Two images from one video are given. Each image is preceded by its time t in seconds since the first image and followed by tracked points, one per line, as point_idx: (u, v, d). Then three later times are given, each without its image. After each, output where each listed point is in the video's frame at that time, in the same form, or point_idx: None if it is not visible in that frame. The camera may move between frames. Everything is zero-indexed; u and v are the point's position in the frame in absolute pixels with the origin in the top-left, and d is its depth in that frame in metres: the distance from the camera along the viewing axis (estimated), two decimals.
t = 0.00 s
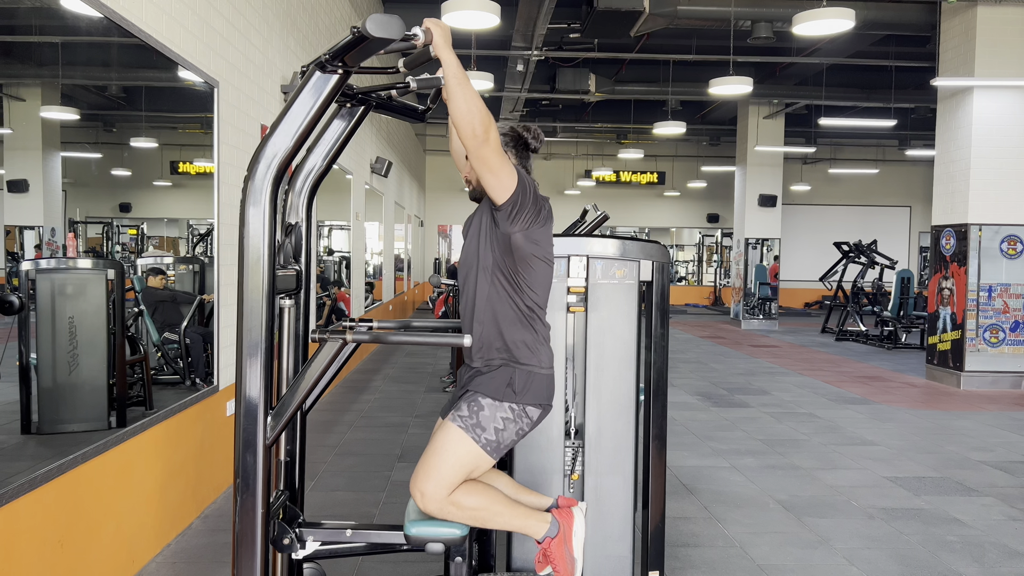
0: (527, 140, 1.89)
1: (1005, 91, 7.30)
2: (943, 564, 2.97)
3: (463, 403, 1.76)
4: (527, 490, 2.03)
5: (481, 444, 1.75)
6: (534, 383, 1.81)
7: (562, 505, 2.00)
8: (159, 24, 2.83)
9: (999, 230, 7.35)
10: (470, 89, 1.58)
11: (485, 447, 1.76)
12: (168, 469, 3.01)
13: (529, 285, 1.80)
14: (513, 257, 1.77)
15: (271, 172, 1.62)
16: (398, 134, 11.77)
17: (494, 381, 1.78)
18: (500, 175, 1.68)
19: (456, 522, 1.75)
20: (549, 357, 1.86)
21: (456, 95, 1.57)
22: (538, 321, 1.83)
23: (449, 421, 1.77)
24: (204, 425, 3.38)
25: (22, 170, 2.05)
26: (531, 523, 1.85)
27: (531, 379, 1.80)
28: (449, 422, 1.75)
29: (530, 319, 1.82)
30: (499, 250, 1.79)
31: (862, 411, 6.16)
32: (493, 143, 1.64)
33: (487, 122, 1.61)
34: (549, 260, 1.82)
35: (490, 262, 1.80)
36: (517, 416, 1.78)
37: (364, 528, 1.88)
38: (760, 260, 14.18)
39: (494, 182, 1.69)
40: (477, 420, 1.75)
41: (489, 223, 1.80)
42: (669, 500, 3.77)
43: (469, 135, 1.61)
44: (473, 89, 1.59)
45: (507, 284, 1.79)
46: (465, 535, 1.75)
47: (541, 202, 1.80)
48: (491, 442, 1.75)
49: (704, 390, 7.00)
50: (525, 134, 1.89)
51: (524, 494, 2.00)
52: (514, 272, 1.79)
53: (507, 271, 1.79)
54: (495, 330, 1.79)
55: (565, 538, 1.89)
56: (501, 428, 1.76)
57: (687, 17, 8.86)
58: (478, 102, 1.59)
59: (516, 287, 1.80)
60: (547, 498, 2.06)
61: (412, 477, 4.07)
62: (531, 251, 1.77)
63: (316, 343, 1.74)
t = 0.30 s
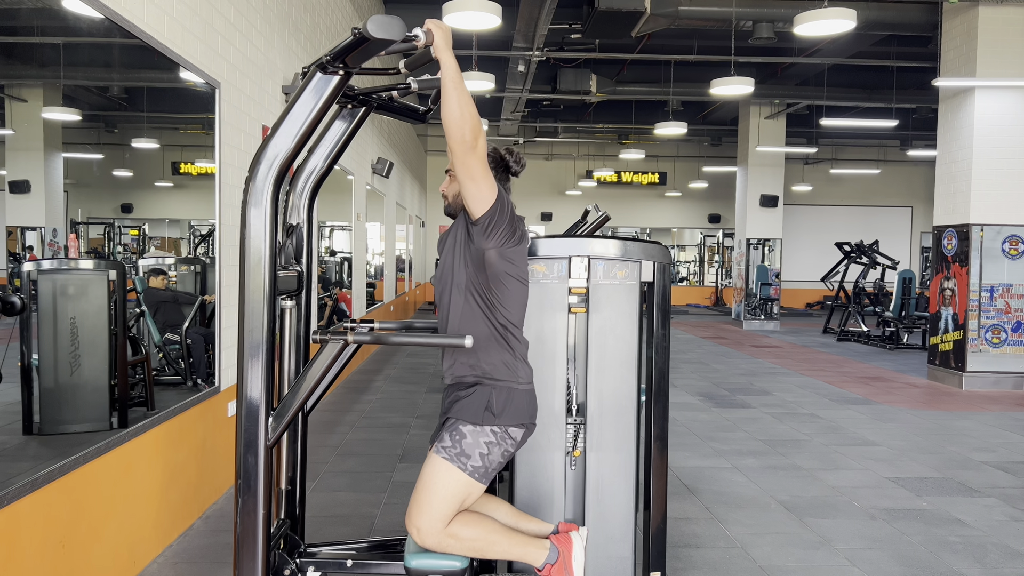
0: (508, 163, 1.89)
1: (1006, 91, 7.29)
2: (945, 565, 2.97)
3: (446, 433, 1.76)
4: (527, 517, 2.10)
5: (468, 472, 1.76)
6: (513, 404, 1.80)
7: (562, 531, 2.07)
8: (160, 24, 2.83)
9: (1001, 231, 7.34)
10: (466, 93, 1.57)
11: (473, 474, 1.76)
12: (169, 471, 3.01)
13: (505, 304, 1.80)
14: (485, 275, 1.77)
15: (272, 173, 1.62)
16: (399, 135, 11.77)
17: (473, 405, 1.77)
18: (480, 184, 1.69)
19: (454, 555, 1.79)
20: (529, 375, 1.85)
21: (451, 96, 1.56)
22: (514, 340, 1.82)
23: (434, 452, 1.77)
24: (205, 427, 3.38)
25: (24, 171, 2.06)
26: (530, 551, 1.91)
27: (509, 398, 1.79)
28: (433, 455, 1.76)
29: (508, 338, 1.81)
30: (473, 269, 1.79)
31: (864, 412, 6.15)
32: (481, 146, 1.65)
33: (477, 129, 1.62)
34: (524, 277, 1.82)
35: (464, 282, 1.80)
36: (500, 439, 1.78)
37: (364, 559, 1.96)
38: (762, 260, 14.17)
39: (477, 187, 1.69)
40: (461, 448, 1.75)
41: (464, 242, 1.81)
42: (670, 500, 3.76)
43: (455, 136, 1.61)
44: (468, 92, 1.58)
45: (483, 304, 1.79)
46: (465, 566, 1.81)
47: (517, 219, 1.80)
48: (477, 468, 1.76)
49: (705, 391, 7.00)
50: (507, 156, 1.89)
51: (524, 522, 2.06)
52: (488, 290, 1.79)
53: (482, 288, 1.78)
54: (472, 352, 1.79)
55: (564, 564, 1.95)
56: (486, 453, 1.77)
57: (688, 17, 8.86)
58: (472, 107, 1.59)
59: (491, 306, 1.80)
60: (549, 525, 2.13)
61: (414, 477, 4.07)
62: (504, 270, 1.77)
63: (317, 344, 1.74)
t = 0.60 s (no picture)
0: (490, 182, 1.93)
1: (1008, 91, 7.28)
2: (947, 565, 2.96)
3: (437, 455, 1.77)
4: (527, 537, 2.11)
5: (463, 493, 1.77)
6: (501, 417, 1.81)
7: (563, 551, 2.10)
8: (161, 25, 2.83)
9: (1002, 231, 7.33)
10: (461, 99, 1.59)
11: (468, 494, 1.78)
12: (171, 474, 3.01)
13: (485, 317, 1.80)
14: (464, 287, 1.77)
15: (273, 174, 1.62)
16: (400, 135, 11.78)
17: (458, 422, 1.78)
18: (464, 191, 1.69)
19: None
20: (513, 386, 1.86)
21: (446, 100, 1.56)
22: (496, 351, 1.83)
23: (427, 475, 1.78)
24: (206, 429, 3.38)
25: (26, 172, 2.06)
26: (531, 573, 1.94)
27: (494, 412, 1.80)
28: (427, 478, 1.76)
29: (490, 352, 1.82)
30: (451, 283, 1.79)
31: (865, 412, 6.15)
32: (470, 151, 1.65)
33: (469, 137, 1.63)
34: (502, 289, 1.83)
35: (443, 298, 1.80)
36: (492, 455, 1.79)
37: None
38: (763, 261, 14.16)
39: (464, 193, 1.69)
40: (454, 469, 1.76)
41: (441, 257, 1.81)
42: (672, 501, 3.76)
43: (446, 139, 1.60)
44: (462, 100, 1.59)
45: (464, 319, 1.79)
46: None
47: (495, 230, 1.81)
48: (472, 487, 1.77)
49: (707, 392, 7.00)
50: (490, 176, 1.93)
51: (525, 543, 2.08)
52: (467, 303, 1.79)
53: (461, 300, 1.79)
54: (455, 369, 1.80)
55: None
56: (479, 471, 1.78)
57: (690, 18, 8.86)
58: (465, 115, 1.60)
59: (471, 319, 1.80)
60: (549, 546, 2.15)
61: (415, 478, 4.07)
62: (483, 281, 1.78)
63: (318, 345, 1.74)
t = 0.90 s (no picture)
0: (511, 172, 1.94)
1: (1010, 91, 7.27)
2: (948, 566, 2.96)
3: (431, 446, 1.79)
4: (531, 532, 2.14)
5: (459, 481, 1.79)
6: (493, 406, 1.82)
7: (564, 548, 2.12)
8: (163, 27, 2.84)
9: (1004, 231, 7.33)
10: (461, 99, 1.58)
11: (466, 482, 1.80)
12: (173, 474, 3.01)
13: (486, 306, 1.82)
14: (468, 276, 1.78)
15: (275, 175, 1.63)
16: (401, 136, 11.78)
17: (453, 411, 1.79)
18: (468, 192, 1.67)
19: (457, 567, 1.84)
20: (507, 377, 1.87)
21: (448, 104, 1.57)
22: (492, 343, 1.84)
23: (422, 466, 1.80)
24: (208, 429, 3.38)
25: (26, 174, 2.06)
26: (532, 568, 1.96)
27: (488, 402, 1.82)
28: (422, 469, 1.78)
29: (486, 341, 1.83)
30: (456, 270, 1.79)
31: (867, 412, 6.14)
32: (471, 156, 1.64)
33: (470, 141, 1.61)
34: (506, 281, 1.84)
35: (445, 284, 1.80)
36: (485, 443, 1.81)
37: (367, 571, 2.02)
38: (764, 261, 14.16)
39: (467, 196, 1.68)
40: (449, 459, 1.78)
41: (448, 244, 1.81)
42: (673, 502, 3.76)
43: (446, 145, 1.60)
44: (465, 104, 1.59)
45: (463, 307, 1.80)
46: None
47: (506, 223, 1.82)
48: (468, 475, 1.79)
49: (708, 392, 6.99)
50: (512, 166, 1.94)
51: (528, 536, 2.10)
52: (468, 292, 1.80)
53: (464, 290, 1.80)
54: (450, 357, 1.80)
55: None
56: (474, 459, 1.80)
57: (691, 18, 8.86)
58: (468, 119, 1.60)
59: (470, 308, 1.81)
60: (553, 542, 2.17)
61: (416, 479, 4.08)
62: (488, 271, 1.79)
63: (320, 345, 1.74)
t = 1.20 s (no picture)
0: (529, 132, 1.97)
1: (1012, 91, 7.26)
2: (949, 565, 2.96)
3: (423, 406, 1.79)
4: (525, 480, 2.10)
5: (454, 435, 1.79)
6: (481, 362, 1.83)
7: (563, 503, 2.06)
8: (164, 28, 2.84)
9: (1005, 231, 7.32)
10: (459, 99, 1.58)
11: (460, 435, 1.80)
12: (174, 474, 3.01)
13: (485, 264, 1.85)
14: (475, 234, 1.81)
15: (277, 176, 1.63)
16: (403, 136, 11.79)
17: (443, 362, 1.79)
18: (474, 178, 1.69)
19: (459, 523, 1.82)
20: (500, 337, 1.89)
21: (445, 101, 1.56)
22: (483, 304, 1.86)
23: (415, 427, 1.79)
24: (209, 430, 3.37)
25: (29, 175, 2.06)
26: (537, 529, 1.90)
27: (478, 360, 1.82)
28: (416, 429, 1.78)
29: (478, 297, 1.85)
30: (462, 227, 1.81)
31: (868, 412, 6.14)
32: (470, 151, 1.63)
33: (468, 138, 1.61)
34: (509, 244, 1.89)
35: (449, 236, 1.81)
36: (474, 396, 1.81)
37: (371, 526, 1.96)
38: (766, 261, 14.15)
39: (476, 182, 1.70)
40: (441, 416, 1.78)
41: (457, 199, 1.83)
42: (674, 502, 3.76)
43: (445, 141, 1.59)
44: (462, 101, 1.59)
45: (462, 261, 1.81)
46: (470, 533, 1.84)
47: (520, 191, 1.88)
48: (462, 430, 1.79)
49: (709, 392, 7.00)
50: (530, 123, 1.97)
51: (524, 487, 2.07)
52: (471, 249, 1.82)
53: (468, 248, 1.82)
54: (445, 309, 1.81)
55: (571, 540, 1.96)
56: (466, 414, 1.80)
57: (692, 19, 8.86)
58: (466, 115, 1.59)
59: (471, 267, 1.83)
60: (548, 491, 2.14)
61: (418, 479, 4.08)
62: (495, 232, 1.84)
63: (322, 345, 1.74)
